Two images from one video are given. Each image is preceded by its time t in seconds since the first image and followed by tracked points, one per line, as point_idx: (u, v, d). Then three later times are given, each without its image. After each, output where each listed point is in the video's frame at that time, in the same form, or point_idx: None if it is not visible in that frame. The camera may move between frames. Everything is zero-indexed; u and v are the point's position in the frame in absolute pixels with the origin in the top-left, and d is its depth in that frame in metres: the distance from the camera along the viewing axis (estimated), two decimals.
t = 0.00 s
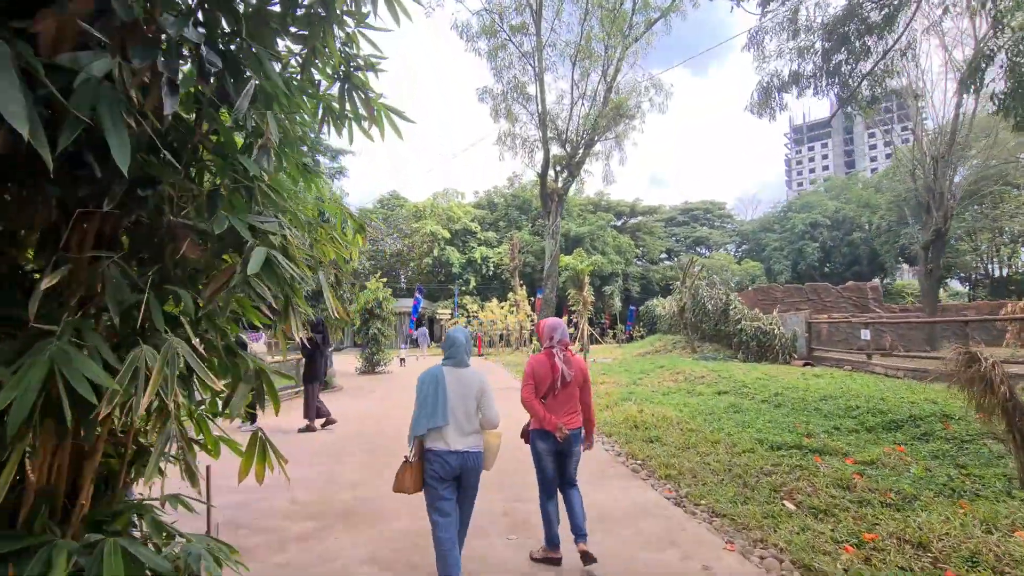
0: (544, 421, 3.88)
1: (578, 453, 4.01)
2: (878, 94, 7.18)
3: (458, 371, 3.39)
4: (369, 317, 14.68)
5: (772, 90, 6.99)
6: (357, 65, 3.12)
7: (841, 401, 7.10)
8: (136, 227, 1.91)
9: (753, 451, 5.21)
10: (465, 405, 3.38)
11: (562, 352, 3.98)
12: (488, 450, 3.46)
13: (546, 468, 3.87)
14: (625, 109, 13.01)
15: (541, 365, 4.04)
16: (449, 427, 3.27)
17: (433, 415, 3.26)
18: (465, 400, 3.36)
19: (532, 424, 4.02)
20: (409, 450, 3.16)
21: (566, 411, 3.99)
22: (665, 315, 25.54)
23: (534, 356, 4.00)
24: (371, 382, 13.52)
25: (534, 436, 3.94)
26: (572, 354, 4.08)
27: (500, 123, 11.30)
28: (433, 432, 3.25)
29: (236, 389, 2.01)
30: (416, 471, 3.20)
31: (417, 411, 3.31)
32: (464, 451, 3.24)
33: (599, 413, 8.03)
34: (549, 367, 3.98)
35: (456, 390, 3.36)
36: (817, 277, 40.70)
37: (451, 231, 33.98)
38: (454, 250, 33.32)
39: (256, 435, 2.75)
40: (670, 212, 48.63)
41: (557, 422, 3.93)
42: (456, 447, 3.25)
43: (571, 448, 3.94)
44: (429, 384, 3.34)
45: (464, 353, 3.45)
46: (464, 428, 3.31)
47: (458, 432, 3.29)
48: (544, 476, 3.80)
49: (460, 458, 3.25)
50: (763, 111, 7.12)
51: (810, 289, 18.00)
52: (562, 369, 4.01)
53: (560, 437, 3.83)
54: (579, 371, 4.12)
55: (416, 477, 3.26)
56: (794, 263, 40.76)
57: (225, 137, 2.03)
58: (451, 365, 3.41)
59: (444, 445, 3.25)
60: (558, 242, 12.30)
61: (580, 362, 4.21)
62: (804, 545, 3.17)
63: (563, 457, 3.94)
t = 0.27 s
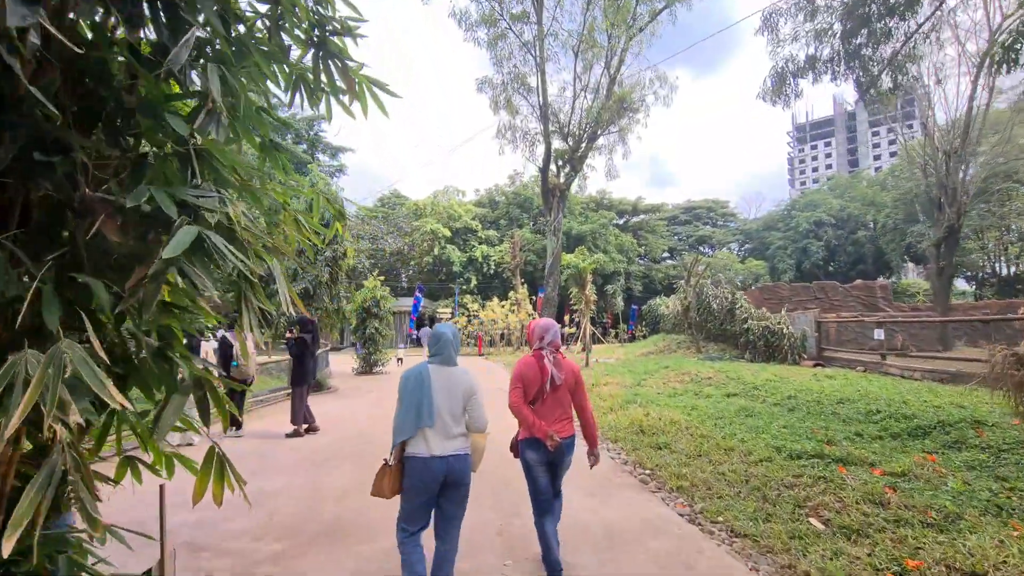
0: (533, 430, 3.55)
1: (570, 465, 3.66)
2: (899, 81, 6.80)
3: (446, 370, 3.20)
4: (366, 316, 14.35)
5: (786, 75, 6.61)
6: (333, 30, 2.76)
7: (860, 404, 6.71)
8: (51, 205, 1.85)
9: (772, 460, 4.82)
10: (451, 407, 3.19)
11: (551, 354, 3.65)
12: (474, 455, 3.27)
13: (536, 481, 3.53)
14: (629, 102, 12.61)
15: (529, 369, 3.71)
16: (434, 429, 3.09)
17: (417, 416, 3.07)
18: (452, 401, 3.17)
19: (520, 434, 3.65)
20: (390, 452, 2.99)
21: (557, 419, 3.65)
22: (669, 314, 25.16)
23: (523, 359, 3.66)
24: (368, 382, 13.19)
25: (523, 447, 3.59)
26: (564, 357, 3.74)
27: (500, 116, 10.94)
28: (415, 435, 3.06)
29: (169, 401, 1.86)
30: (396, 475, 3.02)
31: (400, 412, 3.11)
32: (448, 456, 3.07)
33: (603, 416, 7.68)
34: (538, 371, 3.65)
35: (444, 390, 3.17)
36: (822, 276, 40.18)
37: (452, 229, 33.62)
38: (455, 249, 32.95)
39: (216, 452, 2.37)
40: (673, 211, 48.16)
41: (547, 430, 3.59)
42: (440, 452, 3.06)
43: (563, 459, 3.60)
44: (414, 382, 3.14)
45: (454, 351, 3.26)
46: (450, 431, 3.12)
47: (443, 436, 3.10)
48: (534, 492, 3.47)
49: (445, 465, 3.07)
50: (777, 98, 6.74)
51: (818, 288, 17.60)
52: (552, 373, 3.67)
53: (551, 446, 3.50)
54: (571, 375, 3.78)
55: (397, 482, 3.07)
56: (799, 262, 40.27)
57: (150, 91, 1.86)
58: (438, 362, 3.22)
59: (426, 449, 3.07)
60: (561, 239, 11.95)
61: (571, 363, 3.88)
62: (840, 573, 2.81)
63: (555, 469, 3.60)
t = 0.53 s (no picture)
0: (523, 441, 3.24)
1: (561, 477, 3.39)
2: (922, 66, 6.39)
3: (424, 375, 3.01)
4: (364, 316, 14.03)
5: (802, 59, 6.22)
6: None
7: (881, 409, 6.31)
8: None
9: (792, 471, 4.44)
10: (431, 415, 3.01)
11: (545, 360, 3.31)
12: (458, 467, 3.12)
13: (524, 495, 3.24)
14: (633, 95, 12.24)
15: (520, 374, 3.37)
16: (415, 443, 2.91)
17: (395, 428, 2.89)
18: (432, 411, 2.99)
19: (509, 444, 3.33)
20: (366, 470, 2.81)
21: (549, 429, 3.35)
22: (673, 313, 24.78)
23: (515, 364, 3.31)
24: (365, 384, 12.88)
25: (511, 458, 3.28)
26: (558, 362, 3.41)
27: (500, 108, 10.59)
28: (396, 449, 2.90)
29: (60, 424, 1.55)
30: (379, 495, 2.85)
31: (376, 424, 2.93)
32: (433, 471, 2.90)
33: (607, 420, 7.33)
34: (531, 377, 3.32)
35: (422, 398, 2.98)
36: (827, 275, 39.74)
37: (453, 228, 33.30)
38: (456, 248, 32.61)
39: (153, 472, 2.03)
40: (676, 209, 47.76)
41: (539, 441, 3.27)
42: (424, 468, 2.89)
43: (554, 472, 3.32)
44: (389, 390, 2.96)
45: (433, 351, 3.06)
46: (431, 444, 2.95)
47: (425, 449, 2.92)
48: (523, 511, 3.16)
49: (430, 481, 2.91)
50: (793, 85, 6.36)
51: (826, 286, 17.20)
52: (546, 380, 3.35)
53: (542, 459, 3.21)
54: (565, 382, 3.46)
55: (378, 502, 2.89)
56: (804, 261, 39.84)
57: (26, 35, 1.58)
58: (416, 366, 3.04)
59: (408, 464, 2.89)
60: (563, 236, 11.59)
61: (567, 371, 3.54)
62: None
63: (545, 482, 3.32)
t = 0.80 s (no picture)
0: (516, 441, 3.00)
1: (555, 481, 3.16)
2: (948, 46, 6.01)
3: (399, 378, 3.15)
4: (363, 315, 13.74)
5: (820, 40, 5.86)
6: None
7: (906, 412, 5.93)
8: None
9: (817, 483, 4.08)
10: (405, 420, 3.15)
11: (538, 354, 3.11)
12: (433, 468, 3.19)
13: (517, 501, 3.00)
14: (639, 87, 11.86)
15: (512, 369, 3.14)
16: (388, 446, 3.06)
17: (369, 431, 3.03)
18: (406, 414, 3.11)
19: (500, 446, 3.08)
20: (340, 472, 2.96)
21: (543, 429, 3.13)
22: (678, 313, 24.38)
23: (506, 359, 3.08)
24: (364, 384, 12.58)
25: (504, 462, 3.03)
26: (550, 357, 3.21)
27: (502, 99, 10.23)
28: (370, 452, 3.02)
29: None
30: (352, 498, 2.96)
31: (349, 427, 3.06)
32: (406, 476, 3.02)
33: (612, 423, 6.99)
34: (523, 373, 3.10)
35: (396, 402, 3.11)
36: (834, 273, 39.20)
37: (455, 227, 32.98)
38: (458, 247, 32.27)
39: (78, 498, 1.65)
40: (680, 208, 47.31)
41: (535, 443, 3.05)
42: (397, 471, 3.02)
43: (549, 475, 3.08)
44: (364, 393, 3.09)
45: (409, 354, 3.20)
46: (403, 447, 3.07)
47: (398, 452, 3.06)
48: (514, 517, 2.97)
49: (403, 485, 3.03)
50: (810, 68, 6.00)
51: (836, 284, 16.78)
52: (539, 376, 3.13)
53: (537, 461, 2.98)
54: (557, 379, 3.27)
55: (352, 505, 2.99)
56: (810, 260, 39.31)
57: None
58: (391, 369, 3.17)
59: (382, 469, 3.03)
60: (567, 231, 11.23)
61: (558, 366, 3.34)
62: None
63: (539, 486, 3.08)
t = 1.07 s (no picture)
0: (490, 458, 2.88)
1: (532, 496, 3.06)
2: (973, 29, 5.67)
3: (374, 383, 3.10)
4: (361, 315, 13.45)
5: (838, 22, 5.52)
6: None
7: (931, 418, 5.58)
8: None
9: (844, 497, 3.74)
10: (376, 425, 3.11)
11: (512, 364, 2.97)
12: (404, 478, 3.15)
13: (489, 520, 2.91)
14: (644, 79, 11.51)
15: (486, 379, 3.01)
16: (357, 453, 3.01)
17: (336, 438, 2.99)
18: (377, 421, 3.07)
19: (472, 460, 2.96)
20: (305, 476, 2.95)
21: (518, 443, 3.01)
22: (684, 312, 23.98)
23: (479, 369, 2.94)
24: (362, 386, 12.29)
25: (476, 477, 2.92)
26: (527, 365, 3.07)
27: (502, 90, 9.89)
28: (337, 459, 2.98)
29: None
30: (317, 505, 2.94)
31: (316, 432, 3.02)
32: (376, 485, 2.98)
33: (617, 429, 6.65)
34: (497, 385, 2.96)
35: (368, 408, 3.07)
36: (840, 272, 38.72)
37: (457, 226, 32.64)
38: (460, 246, 31.94)
39: None
40: (684, 206, 46.88)
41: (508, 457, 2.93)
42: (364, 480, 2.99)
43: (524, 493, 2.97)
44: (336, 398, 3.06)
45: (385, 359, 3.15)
46: (372, 455, 3.02)
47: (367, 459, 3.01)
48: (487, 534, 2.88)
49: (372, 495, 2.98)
50: (827, 52, 5.66)
51: (845, 283, 16.39)
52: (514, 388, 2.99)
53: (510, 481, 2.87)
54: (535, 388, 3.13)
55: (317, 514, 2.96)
56: (816, 259, 38.84)
57: None
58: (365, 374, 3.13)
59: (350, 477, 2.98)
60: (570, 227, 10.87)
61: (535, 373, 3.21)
62: None
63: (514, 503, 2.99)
